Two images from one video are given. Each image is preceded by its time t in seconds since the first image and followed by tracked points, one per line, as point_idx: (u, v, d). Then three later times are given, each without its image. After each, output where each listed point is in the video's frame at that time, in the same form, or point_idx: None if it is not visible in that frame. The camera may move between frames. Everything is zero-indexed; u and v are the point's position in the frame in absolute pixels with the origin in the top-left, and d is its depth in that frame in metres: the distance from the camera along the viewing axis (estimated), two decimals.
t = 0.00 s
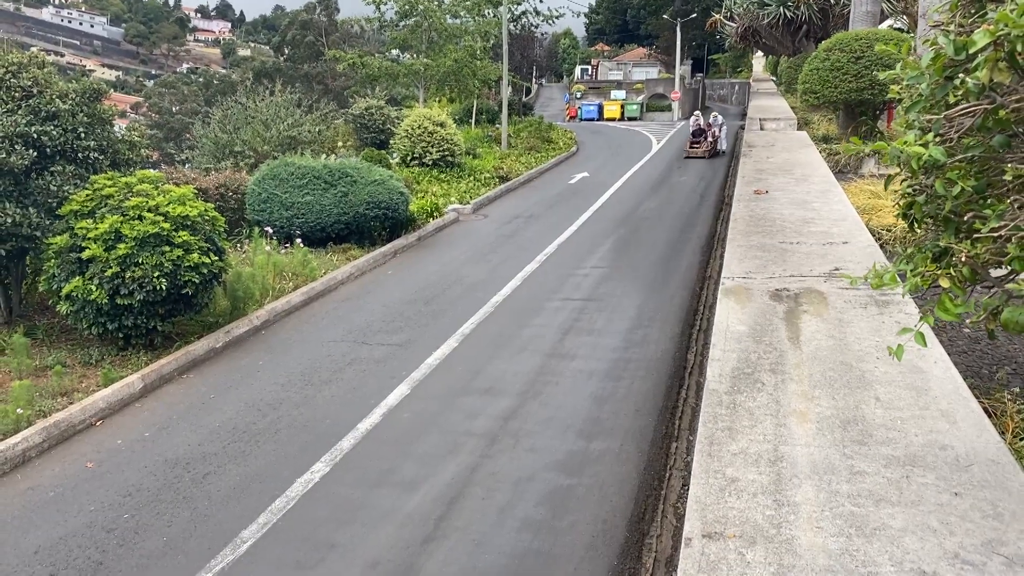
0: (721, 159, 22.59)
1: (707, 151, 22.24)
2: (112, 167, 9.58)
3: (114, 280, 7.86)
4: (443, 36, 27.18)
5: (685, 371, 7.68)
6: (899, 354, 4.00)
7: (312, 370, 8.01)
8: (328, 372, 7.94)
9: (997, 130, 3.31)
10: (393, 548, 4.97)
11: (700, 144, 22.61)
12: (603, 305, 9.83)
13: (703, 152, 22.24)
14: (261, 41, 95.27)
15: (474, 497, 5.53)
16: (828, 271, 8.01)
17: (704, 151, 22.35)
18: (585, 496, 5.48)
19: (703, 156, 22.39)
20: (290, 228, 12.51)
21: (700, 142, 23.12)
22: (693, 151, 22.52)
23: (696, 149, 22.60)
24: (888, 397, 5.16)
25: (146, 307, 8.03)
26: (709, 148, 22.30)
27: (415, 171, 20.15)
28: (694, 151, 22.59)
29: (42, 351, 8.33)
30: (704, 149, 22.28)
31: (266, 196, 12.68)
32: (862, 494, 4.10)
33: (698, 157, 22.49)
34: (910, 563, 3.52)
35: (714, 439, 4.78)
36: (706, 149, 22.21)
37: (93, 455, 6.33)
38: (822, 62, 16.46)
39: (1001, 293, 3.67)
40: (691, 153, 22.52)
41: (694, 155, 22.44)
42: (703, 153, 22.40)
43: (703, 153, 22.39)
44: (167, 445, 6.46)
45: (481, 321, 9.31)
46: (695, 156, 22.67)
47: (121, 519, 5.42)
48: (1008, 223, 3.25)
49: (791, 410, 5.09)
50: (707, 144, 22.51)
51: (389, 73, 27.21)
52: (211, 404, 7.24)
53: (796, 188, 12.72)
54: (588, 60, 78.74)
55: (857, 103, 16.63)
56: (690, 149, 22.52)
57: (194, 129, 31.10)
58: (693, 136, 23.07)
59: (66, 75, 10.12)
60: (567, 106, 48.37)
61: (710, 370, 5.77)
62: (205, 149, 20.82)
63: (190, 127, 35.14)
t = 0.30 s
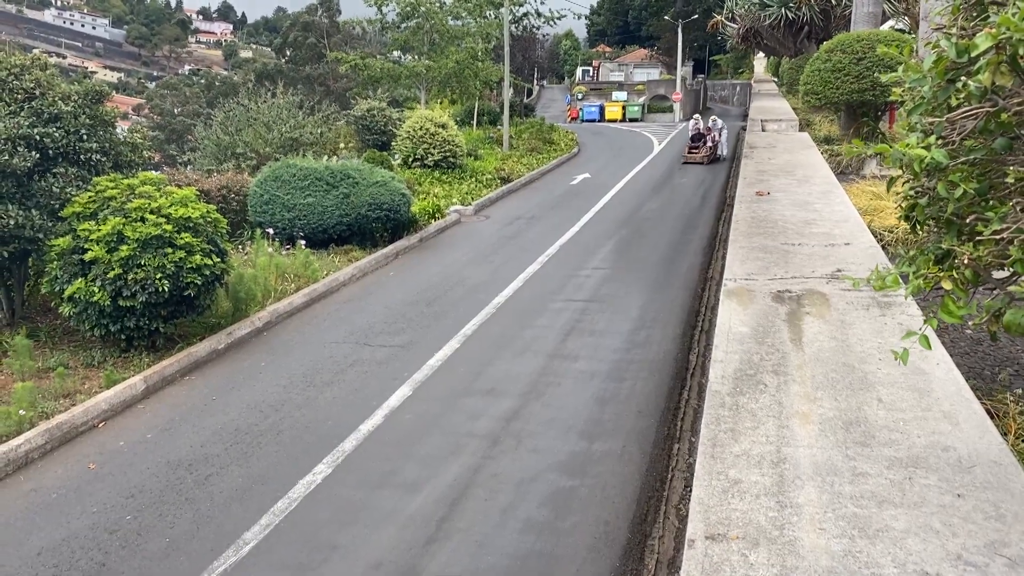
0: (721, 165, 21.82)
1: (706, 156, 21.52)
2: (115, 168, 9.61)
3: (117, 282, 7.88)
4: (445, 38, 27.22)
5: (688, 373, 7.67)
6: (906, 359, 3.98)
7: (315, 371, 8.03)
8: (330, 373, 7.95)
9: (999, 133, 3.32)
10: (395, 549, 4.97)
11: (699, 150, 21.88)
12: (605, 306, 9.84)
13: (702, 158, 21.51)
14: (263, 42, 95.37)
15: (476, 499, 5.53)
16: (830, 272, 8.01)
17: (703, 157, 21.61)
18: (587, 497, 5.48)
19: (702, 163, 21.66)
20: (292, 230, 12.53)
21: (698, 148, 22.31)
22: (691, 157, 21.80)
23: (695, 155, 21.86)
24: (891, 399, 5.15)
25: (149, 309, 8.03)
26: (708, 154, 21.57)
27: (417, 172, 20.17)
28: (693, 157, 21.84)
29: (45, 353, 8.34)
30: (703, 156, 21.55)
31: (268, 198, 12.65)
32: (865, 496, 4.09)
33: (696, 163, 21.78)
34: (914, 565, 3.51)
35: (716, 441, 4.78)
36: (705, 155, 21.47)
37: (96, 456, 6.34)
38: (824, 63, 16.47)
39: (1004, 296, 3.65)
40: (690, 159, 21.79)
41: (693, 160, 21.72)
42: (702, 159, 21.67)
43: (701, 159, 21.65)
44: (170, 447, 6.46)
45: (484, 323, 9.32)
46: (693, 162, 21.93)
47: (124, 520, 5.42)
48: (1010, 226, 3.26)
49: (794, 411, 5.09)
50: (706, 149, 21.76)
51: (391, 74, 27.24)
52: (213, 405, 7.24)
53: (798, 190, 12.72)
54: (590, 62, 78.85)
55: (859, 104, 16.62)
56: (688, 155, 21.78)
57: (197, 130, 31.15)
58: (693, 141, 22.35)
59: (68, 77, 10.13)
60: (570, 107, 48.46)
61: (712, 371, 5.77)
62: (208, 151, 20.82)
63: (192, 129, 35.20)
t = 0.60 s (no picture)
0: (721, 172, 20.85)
1: (705, 163, 20.56)
2: (117, 171, 9.62)
3: (119, 284, 7.89)
4: (446, 40, 27.21)
5: (689, 375, 7.67)
6: (906, 359, 3.84)
7: (316, 373, 8.02)
8: (332, 375, 7.95)
9: (1002, 134, 3.33)
10: (397, 551, 4.97)
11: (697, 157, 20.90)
12: (606, 308, 9.82)
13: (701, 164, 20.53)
14: (265, 45, 95.56)
15: (479, 501, 5.53)
16: (832, 273, 8.00)
17: (702, 163, 20.63)
18: (590, 499, 5.47)
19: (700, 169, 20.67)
20: (294, 232, 12.55)
21: (696, 154, 21.23)
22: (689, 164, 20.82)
23: (693, 162, 20.88)
24: (893, 401, 5.15)
25: (151, 311, 8.04)
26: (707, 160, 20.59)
27: (419, 174, 20.20)
28: (690, 164, 20.84)
29: (47, 355, 8.34)
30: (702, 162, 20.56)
31: (270, 200, 12.68)
32: (868, 497, 4.09)
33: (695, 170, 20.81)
34: (916, 566, 3.51)
35: (719, 442, 4.78)
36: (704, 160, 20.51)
37: (98, 459, 6.35)
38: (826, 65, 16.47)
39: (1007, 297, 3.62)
40: (687, 166, 20.82)
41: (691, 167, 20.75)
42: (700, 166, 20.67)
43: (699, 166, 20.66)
44: (172, 449, 6.47)
45: (486, 325, 9.32)
46: (691, 169, 20.96)
47: (126, 523, 5.42)
48: (1013, 227, 3.26)
49: (796, 413, 5.08)
50: (705, 155, 20.78)
51: (392, 76, 27.26)
52: (215, 407, 7.25)
53: (800, 191, 12.72)
54: (592, 64, 78.87)
55: (861, 106, 16.59)
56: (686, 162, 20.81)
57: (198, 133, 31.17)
58: (691, 147, 21.40)
59: (71, 80, 10.15)
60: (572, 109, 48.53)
61: (715, 373, 5.76)
62: (210, 153, 20.82)
63: (193, 131, 35.22)
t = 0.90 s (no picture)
0: (719, 179, 19.98)
1: (702, 170, 19.70)
2: (119, 173, 9.64)
3: (120, 286, 7.90)
4: (447, 42, 27.22)
5: (691, 376, 7.66)
6: (905, 359, 3.84)
7: (317, 375, 8.03)
8: (333, 378, 7.95)
9: (1003, 136, 3.33)
10: (399, 553, 4.98)
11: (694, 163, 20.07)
12: (607, 310, 9.82)
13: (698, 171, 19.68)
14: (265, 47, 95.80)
15: (480, 503, 5.53)
16: (833, 275, 8.01)
17: (700, 170, 19.79)
18: (591, 501, 5.47)
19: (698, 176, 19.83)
20: (296, 234, 12.56)
21: (695, 159, 20.41)
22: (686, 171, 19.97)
23: (689, 169, 20.05)
24: (895, 402, 5.15)
25: (152, 314, 8.04)
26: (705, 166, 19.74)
27: (420, 176, 20.22)
28: (687, 171, 20.00)
29: (49, 358, 8.36)
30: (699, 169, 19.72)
31: (272, 202, 12.69)
32: (870, 499, 4.08)
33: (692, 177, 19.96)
34: (919, 568, 3.50)
35: (721, 444, 4.78)
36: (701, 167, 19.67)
37: (99, 460, 6.35)
38: (828, 66, 16.49)
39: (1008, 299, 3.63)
40: (684, 172, 19.99)
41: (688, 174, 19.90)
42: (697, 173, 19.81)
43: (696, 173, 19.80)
44: (174, 451, 6.47)
45: (487, 326, 9.32)
46: (688, 176, 20.12)
47: (128, 525, 5.43)
48: (1014, 229, 3.26)
49: (798, 415, 5.08)
50: (702, 162, 19.92)
51: (393, 78, 27.29)
52: (217, 409, 7.25)
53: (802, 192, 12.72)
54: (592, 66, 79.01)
55: (863, 108, 16.59)
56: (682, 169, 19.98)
57: (199, 135, 31.25)
58: (689, 153, 20.57)
59: (73, 82, 10.18)
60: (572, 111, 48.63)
61: (717, 375, 5.77)
62: (211, 156, 20.81)
63: (195, 133, 35.29)
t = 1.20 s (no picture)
0: (718, 186, 19.11)
1: (701, 177, 18.84)
2: (120, 175, 9.66)
3: (122, 288, 7.90)
4: (449, 43, 27.24)
5: (693, 378, 7.65)
6: (905, 360, 3.84)
7: (319, 377, 8.02)
8: (334, 379, 7.95)
9: (1004, 137, 3.33)
10: (400, 555, 4.97)
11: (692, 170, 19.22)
12: (609, 311, 9.82)
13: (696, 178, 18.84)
14: (266, 49, 95.92)
15: (482, 505, 5.53)
16: (835, 277, 8.00)
17: (698, 177, 18.93)
18: (593, 503, 5.47)
19: (696, 184, 18.99)
20: (297, 236, 12.56)
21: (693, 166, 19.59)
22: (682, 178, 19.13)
23: (687, 176, 19.19)
24: (896, 404, 5.14)
25: (154, 315, 8.04)
26: (703, 173, 18.90)
27: (422, 178, 20.22)
28: (685, 178, 19.17)
29: (50, 359, 8.37)
30: (697, 176, 18.87)
31: (273, 204, 12.69)
32: (871, 501, 4.08)
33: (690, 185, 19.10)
34: (920, 570, 3.50)
35: (722, 446, 4.77)
36: (700, 174, 18.82)
37: (101, 463, 6.35)
38: (829, 68, 16.49)
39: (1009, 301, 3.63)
40: (681, 180, 19.14)
41: (685, 182, 19.05)
42: (696, 180, 18.97)
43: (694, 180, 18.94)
44: (175, 453, 6.47)
45: (488, 328, 9.31)
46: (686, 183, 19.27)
47: (129, 527, 5.43)
48: (1015, 230, 3.25)
49: (799, 417, 5.07)
50: (701, 168, 19.08)
51: (395, 80, 27.32)
52: (218, 411, 7.25)
53: (804, 194, 12.71)
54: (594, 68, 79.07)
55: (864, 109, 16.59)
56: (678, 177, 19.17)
57: (201, 137, 31.30)
58: (687, 160, 19.73)
59: (75, 84, 10.20)
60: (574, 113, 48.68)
61: (718, 377, 5.76)
62: (211, 158, 20.77)
63: (196, 135, 35.34)
